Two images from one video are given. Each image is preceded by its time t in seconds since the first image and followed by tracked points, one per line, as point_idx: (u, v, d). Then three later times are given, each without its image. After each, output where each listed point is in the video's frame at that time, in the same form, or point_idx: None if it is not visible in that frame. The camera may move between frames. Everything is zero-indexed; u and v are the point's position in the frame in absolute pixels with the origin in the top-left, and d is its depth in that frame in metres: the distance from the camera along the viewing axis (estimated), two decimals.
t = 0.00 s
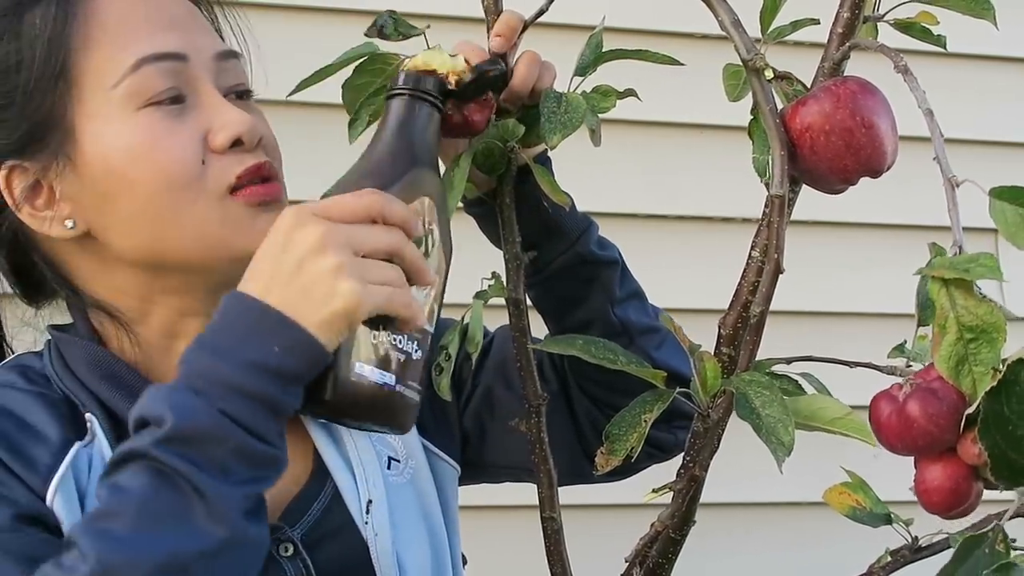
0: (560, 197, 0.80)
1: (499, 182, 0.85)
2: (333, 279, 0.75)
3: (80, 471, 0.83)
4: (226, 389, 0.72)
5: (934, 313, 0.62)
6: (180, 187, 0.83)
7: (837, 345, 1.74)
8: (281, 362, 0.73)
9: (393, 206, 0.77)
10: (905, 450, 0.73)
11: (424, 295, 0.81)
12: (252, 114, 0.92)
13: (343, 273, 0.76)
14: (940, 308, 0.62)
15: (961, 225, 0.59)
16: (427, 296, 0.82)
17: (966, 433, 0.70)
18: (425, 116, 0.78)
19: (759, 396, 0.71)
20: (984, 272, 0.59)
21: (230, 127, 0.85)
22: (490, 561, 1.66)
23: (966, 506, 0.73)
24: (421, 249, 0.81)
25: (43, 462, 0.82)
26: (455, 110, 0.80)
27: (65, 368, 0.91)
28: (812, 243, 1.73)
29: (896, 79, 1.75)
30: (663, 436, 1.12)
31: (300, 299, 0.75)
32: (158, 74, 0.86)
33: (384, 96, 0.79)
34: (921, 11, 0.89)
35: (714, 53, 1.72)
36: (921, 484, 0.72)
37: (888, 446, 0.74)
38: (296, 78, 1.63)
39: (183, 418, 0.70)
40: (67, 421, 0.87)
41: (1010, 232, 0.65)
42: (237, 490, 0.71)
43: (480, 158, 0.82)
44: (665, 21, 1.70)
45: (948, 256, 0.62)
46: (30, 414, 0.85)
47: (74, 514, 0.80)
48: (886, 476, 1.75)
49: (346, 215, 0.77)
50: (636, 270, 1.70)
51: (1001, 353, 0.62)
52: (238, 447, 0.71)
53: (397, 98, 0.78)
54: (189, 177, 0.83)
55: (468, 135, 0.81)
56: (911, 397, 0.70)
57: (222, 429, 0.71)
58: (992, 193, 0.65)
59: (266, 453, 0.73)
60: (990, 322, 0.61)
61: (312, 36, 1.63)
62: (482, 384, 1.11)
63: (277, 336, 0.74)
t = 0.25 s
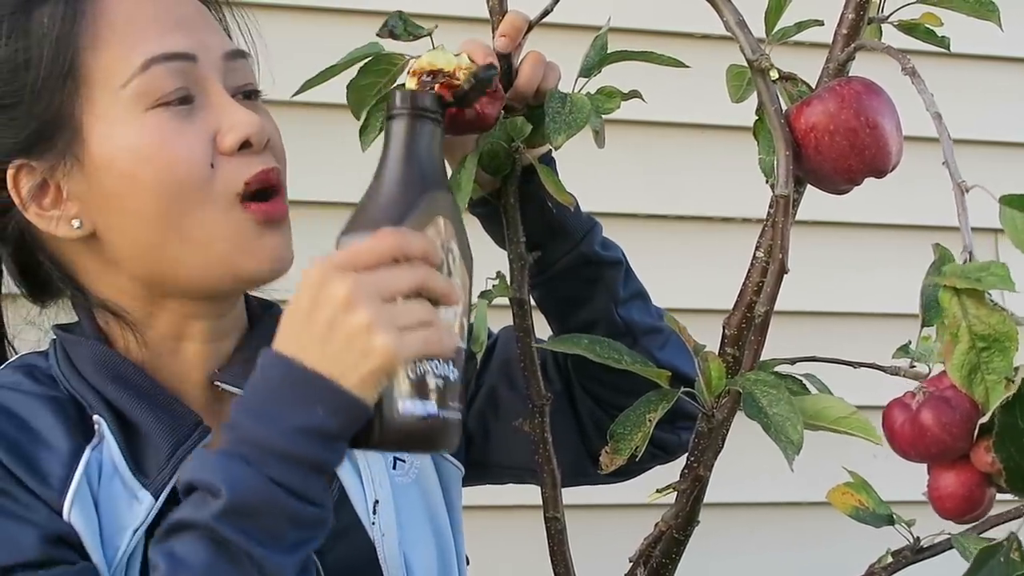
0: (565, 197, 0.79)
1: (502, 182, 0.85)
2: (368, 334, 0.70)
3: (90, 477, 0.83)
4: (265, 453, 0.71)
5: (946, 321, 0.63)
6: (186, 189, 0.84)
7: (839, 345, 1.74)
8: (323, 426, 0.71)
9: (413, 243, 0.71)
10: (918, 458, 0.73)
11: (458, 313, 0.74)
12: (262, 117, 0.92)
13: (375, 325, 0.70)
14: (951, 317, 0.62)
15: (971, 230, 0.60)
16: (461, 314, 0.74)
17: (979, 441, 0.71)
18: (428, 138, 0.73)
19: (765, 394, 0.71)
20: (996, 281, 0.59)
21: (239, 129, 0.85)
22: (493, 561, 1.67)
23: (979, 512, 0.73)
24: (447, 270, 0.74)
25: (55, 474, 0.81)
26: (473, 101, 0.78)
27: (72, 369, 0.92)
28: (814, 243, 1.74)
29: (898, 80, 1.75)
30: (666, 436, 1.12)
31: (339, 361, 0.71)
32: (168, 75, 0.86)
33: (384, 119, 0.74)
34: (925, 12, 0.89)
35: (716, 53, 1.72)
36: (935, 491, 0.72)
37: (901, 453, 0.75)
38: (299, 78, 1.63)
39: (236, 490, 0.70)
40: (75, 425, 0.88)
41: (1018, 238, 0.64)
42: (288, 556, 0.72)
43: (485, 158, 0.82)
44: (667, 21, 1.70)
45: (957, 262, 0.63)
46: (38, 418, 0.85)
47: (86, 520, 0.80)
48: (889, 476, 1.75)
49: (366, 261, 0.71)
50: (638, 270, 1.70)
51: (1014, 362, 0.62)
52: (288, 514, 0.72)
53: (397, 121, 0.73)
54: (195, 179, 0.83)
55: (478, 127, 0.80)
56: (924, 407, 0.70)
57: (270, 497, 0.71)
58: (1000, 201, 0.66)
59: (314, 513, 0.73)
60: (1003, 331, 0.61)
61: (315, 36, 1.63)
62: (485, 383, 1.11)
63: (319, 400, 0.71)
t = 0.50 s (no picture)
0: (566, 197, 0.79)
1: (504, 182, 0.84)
2: (400, 465, 0.71)
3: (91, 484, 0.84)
4: None
5: (957, 313, 0.63)
6: (202, 186, 0.84)
7: (840, 346, 1.74)
8: (345, 553, 0.71)
9: (447, 361, 0.72)
10: (933, 450, 0.73)
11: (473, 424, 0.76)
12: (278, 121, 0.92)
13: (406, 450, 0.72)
14: (963, 308, 0.63)
15: (977, 223, 0.60)
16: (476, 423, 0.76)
17: (994, 431, 0.71)
18: (455, 254, 0.75)
19: (766, 393, 0.71)
20: (1006, 271, 0.59)
21: (257, 130, 0.85)
22: (494, 561, 1.67)
23: (996, 503, 0.73)
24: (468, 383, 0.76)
25: (50, 487, 0.81)
26: (467, 102, 0.78)
27: (78, 370, 0.92)
28: (815, 243, 1.74)
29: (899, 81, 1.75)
30: (667, 436, 1.13)
31: (364, 486, 0.71)
32: (187, 73, 0.87)
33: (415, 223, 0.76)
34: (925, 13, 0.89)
35: (717, 53, 1.73)
36: (951, 483, 0.73)
37: (916, 447, 0.75)
38: (302, 79, 1.63)
39: None
40: (77, 432, 0.88)
41: None
42: None
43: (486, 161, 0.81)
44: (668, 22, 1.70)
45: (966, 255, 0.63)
46: (41, 425, 0.86)
47: (84, 529, 0.80)
48: (890, 477, 1.76)
49: (399, 382, 0.72)
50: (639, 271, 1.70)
51: None
52: None
53: (426, 226, 0.75)
54: (212, 177, 0.84)
55: (476, 128, 0.79)
56: (939, 398, 0.70)
57: None
58: (1007, 192, 0.66)
59: None
60: (1014, 321, 0.62)
61: (317, 37, 1.63)
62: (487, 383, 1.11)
63: (343, 527, 0.71)
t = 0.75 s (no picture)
0: (566, 197, 0.79)
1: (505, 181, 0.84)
2: (422, 526, 0.75)
3: (95, 487, 0.83)
4: None
5: (938, 320, 0.63)
6: (206, 184, 0.84)
7: (841, 346, 1.74)
8: None
9: (472, 418, 0.74)
10: (907, 456, 0.72)
11: (495, 473, 0.80)
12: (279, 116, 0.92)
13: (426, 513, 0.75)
14: (944, 316, 0.63)
15: (965, 231, 0.59)
16: (498, 472, 0.80)
17: (968, 439, 0.70)
18: (485, 307, 0.76)
19: (766, 395, 0.71)
20: (988, 280, 0.59)
21: (259, 126, 0.85)
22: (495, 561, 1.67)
23: (968, 511, 0.73)
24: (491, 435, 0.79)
25: (55, 492, 0.81)
26: (467, 105, 0.78)
27: (83, 370, 0.92)
28: (817, 243, 1.73)
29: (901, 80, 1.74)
30: (668, 436, 1.12)
31: (387, 546, 0.76)
32: (186, 70, 0.86)
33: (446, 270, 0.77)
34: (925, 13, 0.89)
35: (718, 53, 1.72)
36: (925, 489, 0.72)
37: (890, 452, 0.74)
38: (302, 79, 1.63)
39: None
40: (82, 434, 0.87)
41: (1014, 239, 0.64)
42: None
43: (487, 161, 0.81)
44: (670, 22, 1.70)
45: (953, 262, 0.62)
46: (46, 429, 0.86)
47: (88, 534, 0.80)
48: (890, 477, 1.75)
49: (422, 443, 0.74)
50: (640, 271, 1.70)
51: (1004, 360, 0.63)
52: None
53: (457, 274, 0.76)
54: (215, 173, 0.84)
55: (476, 131, 0.79)
56: (914, 404, 0.69)
57: None
58: (998, 200, 0.65)
59: None
60: (995, 330, 0.62)
61: (317, 36, 1.63)
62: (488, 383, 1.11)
63: None
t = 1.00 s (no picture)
0: (567, 198, 0.78)
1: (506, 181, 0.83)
2: (444, 552, 0.75)
3: (94, 492, 0.83)
4: None
5: (947, 321, 0.63)
6: (201, 194, 0.84)
7: (842, 346, 1.74)
8: None
9: (490, 439, 0.73)
10: (919, 458, 0.73)
11: (515, 493, 0.80)
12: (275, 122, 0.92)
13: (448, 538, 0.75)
14: (952, 316, 0.63)
15: (972, 232, 0.59)
16: (518, 493, 0.81)
17: (980, 441, 0.70)
18: (494, 326, 0.75)
19: (769, 397, 0.70)
20: (996, 281, 0.58)
21: (254, 135, 0.85)
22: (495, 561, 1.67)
23: (981, 513, 0.73)
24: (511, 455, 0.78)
25: (55, 499, 0.81)
26: (468, 105, 0.78)
27: (81, 373, 0.92)
28: (817, 243, 1.73)
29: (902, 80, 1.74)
30: (668, 437, 1.12)
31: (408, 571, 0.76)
32: (182, 76, 0.86)
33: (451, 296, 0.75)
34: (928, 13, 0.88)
35: (719, 52, 1.72)
36: (936, 492, 0.72)
37: (901, 454, 0.74)
38: (302, 79, 1.63)
39: None
40: (81, 438, 0.87)
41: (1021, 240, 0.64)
42: None
43: (488, 162, 0.81)
44: (670, 21, 1.70)
45: (959, 262, 0.62)
46: (44, 433, 0.86)
47: (88, 539, 0.80)
48: (891, 477, 1.75)
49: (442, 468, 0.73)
50: (641, 271, 1.69)
51: (1015, 362, 0.62)
52: None
53: (463, 300, 0.75)
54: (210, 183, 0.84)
55: (477, 132, 0.79)
56: (925, 406, 0.70)
57: None
58: (1003, 201, 0.65)
59: None
60: (1004, 331, 0.62)
61: (317, 36, 1.63)
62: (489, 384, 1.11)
63: None
